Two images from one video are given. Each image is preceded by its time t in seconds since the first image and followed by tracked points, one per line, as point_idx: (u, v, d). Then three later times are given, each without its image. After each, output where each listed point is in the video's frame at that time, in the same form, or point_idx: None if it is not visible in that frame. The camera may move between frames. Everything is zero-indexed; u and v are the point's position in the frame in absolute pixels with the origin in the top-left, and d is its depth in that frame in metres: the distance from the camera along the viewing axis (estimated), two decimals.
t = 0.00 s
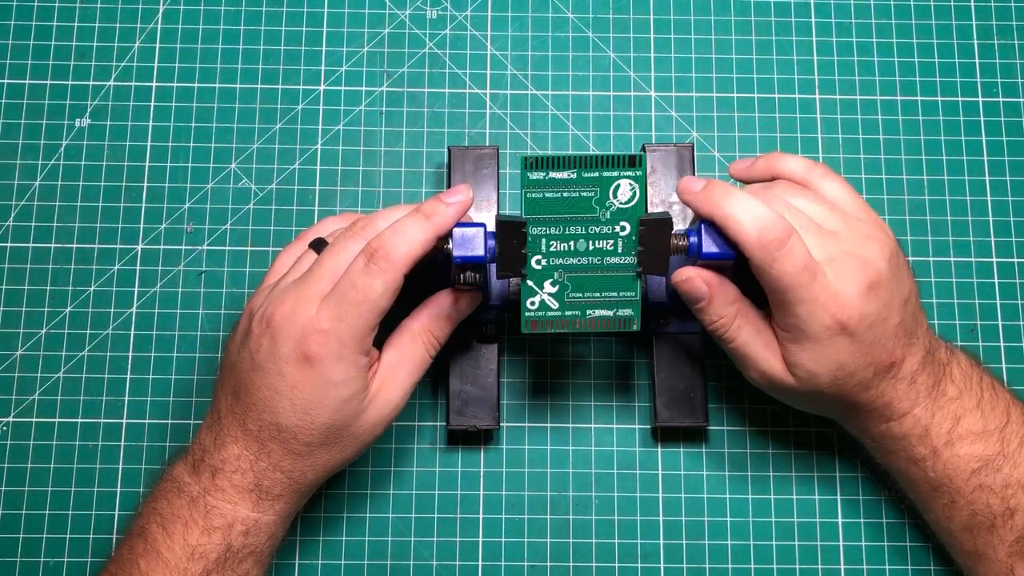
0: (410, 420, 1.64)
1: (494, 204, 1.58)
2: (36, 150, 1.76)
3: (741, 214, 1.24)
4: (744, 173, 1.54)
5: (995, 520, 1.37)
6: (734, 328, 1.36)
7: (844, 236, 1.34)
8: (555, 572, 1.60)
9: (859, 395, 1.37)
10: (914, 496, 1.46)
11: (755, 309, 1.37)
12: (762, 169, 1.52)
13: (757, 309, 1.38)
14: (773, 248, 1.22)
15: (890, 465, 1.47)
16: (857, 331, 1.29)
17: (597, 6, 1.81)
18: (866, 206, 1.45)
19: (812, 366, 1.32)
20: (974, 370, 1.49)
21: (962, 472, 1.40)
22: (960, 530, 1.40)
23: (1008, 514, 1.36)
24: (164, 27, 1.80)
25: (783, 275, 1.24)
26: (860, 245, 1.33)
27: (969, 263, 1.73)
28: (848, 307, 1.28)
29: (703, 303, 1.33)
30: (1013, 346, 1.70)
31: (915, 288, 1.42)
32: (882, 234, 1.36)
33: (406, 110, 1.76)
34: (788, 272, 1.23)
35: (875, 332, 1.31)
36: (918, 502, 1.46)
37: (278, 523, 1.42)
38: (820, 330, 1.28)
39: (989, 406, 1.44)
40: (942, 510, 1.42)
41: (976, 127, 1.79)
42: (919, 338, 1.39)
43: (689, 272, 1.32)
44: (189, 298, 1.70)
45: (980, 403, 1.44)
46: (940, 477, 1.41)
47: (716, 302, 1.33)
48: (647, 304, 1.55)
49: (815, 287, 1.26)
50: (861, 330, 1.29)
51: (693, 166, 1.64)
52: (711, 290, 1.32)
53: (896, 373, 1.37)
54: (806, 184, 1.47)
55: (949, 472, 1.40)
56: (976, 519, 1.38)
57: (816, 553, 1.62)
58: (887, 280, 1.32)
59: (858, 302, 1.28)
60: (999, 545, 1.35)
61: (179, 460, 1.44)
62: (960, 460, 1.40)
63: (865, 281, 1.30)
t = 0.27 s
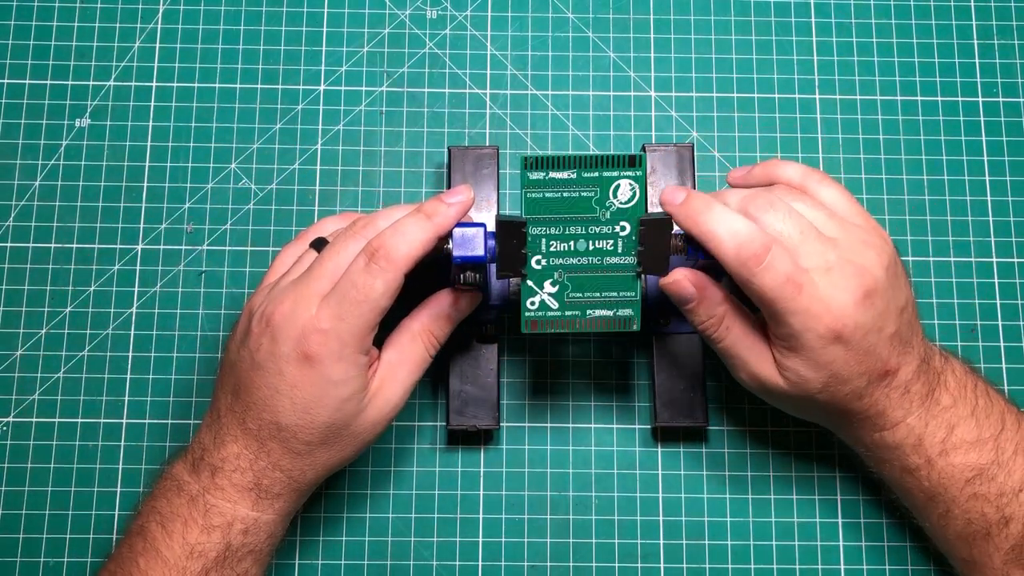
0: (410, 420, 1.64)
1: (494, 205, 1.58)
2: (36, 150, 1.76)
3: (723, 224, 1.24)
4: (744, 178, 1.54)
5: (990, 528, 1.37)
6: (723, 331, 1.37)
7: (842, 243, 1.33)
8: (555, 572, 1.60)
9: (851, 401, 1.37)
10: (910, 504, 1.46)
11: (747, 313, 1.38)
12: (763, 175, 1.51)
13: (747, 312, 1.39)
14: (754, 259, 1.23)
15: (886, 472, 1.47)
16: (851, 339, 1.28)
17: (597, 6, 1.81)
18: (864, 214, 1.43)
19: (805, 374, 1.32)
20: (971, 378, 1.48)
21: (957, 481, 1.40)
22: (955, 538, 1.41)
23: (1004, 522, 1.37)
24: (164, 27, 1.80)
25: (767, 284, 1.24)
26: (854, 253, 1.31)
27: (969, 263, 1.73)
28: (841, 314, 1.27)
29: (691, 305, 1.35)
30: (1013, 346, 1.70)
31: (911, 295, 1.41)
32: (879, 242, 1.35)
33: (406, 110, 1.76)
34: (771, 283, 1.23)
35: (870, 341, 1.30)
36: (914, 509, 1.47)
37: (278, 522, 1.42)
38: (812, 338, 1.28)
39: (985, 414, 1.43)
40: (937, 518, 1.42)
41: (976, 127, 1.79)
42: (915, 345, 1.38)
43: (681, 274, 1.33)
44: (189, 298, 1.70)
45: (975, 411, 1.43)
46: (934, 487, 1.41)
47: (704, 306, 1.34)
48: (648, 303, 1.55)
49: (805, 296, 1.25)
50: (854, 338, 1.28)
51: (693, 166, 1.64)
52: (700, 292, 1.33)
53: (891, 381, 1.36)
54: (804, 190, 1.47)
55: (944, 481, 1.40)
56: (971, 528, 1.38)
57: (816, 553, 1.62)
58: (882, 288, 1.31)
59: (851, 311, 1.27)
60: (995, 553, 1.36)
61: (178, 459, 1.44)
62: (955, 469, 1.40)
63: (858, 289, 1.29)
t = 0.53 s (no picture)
0: (410, 420, 1.64)
1: (494, 205, 1.58)
2: (36, 150, 1.76)
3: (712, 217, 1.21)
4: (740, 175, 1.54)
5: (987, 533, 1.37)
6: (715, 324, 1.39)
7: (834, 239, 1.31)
8: (555, 572, 1.60)
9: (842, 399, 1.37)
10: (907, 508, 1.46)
11: (737, 308, 1.38)
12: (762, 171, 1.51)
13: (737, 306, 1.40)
14: (743, 254, 1.20)
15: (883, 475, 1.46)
16: (842, 338, 1.28)
17: (597, 6, 1.81)
18: (854, 212, 1.42)
19: (796, 373, 1.32)
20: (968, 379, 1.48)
21: (953, 485, 1.40)
22: (952, 542, 1.41)
23: (1000, 526, 1.37)
24: (164, 27, 1.80)
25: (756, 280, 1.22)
26: (846, 250, 1.29)
27: (969, 263, 1.73)
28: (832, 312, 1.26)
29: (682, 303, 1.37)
30: (1013, 346, 1.70)
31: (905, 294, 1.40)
32: (869, 240, 1.33)
33: (406, 110, 1.76)
34: (758, 279, 1.21)
35: (860, 340, 1.30)
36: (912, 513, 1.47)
37: (278, 522, 1.42)
38: (803, 337, 1.28)
39: (981, 416, 1.43)
40: (934, 522, 1.42)
41: (976, 127, 1.79)
42: (909, 346, 1.38)
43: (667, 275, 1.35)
44: (189, 298, 1.70)
45: (972, 412, 1.43)
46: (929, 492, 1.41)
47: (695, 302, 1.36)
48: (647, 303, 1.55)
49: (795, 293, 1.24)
50: (844, 337, 1.28)
51: (693, 166, 1.64)
52: (688, 293, 1.35)
53: (884, 381, 1.36)
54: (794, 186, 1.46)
55: (940, 485, 1.40)
56: (968, 533, 1.39)
57: (816, 553, 1.62)
58: (875, 286, 1.30)
59: (843, 310, 1.26)
60: (991, 557, 1.36)
61: (179, 459, 1.44)
62: (951, 473, 1.40)
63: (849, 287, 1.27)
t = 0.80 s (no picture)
0: (410, 420, 1.64)
1: (494, 204, 1.58)
2: (36, 150, 1.76)
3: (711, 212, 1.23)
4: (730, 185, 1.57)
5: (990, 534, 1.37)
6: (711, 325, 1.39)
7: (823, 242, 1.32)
8: (555, 572, 1.60)
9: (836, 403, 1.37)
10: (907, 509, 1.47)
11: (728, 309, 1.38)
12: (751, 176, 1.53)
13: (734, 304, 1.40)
14: (741, 246, 1.21)
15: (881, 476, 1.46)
16: (833, 340, 1.28)
17: (597, 6, 1.81)
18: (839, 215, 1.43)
19: (788, 376, 1.32)
20: (963, 380, 1.48)
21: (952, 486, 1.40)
22: (953, 543, 1.42)
23: (1001, 528, 1.37)
24: (164, 27, 1.80)
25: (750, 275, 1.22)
26: (835, 252, 1.31)
27: (969, 263, 1.73)
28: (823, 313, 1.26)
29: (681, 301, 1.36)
30: (1013, 346, 1.70)
31: (895, 296, 1.40)
32: (857, 243, 1.35)
33: (406, 110, 1.76)
34: (754, 273, 1.22)
35: (851, 342, 1.30)
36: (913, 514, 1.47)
37: (279, 523, 1.42)
38: (794, 340, 1.27)
39: (977, 417, 1.43)
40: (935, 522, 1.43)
41: (976, 127, 1.79)
42: (901, 348, 1.38)
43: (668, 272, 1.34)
44: (189, 298, 1.70)
45: (969, 413, 1.43)
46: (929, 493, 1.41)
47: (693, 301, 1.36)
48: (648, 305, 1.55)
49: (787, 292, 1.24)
50: (835, 339, 1.28)
51: (693, 166, 1.64)
52: (688, 292, 1.35)
53: (877, 384, 1.36)
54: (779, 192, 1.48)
55: (939, 486, 1.40)
56: (968, 534, 1.39)
57: (816, 553, 1.62)
58: (865, 288, 1.30)
59: (833, 312, 1.26)
60: (993, 557, 1.37)
61: (179, 460, 1.44)
62: (950, 475, 1.40)
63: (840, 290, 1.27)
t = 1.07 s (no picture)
0: (410, 420, 1.64)
1: (494, 204, 1.58)
2: (36, 150, 1.76)
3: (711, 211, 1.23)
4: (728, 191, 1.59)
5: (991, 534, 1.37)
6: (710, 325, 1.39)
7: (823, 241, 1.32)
8: (555, 572, 1.60)
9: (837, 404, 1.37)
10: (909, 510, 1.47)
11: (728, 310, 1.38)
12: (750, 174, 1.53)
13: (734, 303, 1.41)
14: (741, 245, 1.21)
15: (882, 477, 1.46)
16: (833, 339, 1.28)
17: (597, 6, 1.81)
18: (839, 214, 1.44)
19: (788, 376, 1.32)
20: (964, 380, 1.48)
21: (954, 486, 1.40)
22: (955, 543, 1.41)
23: (1003, 528, 1.37)
24: (164, 27, 1.80)
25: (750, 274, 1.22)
26: (835, 251, 1.31)
27: (969, 263, 1.73)
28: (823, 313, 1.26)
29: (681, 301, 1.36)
30: (1013, 346, 1.70)
31: (896, 296, 1.40)
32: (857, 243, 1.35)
33: (406, 110, 1.76)
34: (754, 272, 1.22)
35: (851, 342, 1.30)
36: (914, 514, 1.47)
37: (278, 523, 1.42)
38: (794, 340, 1.27)
39: (979, 417, 1.43)
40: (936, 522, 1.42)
41: (976, 127, 1.79)
42: (901, 348, 1.38)
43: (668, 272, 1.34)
44: (189, 298, 1.70)
45: (970, 414, 1.43)
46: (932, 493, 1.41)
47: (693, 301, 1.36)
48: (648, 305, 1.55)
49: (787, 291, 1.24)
50: (835, 339, 1.28)
51: (693, 166, 1.64)
52: (687, 292, 1.35)
53: (876, 384, 1.36)
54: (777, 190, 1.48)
55: (940, 487, 1.40)
56: (970, 535, 1.39)
57: (816, 553, 1.62)
58: (865, 288, 1.30)
59: (833, 313, 1.26)
60: (995, 558, 1.37)
61: (179, 460, 1.44)
62: (952, 476, 1.40)
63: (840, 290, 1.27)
